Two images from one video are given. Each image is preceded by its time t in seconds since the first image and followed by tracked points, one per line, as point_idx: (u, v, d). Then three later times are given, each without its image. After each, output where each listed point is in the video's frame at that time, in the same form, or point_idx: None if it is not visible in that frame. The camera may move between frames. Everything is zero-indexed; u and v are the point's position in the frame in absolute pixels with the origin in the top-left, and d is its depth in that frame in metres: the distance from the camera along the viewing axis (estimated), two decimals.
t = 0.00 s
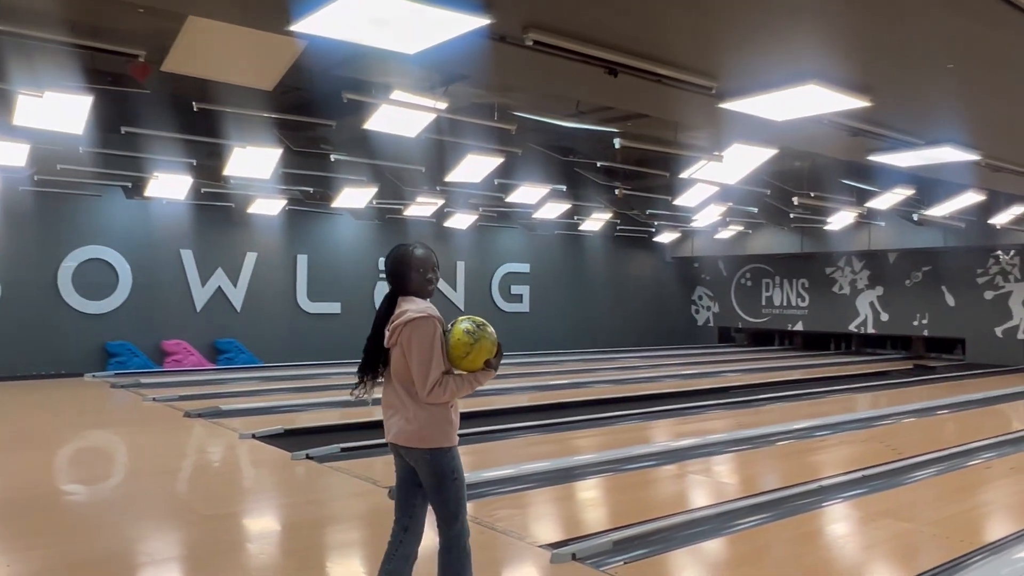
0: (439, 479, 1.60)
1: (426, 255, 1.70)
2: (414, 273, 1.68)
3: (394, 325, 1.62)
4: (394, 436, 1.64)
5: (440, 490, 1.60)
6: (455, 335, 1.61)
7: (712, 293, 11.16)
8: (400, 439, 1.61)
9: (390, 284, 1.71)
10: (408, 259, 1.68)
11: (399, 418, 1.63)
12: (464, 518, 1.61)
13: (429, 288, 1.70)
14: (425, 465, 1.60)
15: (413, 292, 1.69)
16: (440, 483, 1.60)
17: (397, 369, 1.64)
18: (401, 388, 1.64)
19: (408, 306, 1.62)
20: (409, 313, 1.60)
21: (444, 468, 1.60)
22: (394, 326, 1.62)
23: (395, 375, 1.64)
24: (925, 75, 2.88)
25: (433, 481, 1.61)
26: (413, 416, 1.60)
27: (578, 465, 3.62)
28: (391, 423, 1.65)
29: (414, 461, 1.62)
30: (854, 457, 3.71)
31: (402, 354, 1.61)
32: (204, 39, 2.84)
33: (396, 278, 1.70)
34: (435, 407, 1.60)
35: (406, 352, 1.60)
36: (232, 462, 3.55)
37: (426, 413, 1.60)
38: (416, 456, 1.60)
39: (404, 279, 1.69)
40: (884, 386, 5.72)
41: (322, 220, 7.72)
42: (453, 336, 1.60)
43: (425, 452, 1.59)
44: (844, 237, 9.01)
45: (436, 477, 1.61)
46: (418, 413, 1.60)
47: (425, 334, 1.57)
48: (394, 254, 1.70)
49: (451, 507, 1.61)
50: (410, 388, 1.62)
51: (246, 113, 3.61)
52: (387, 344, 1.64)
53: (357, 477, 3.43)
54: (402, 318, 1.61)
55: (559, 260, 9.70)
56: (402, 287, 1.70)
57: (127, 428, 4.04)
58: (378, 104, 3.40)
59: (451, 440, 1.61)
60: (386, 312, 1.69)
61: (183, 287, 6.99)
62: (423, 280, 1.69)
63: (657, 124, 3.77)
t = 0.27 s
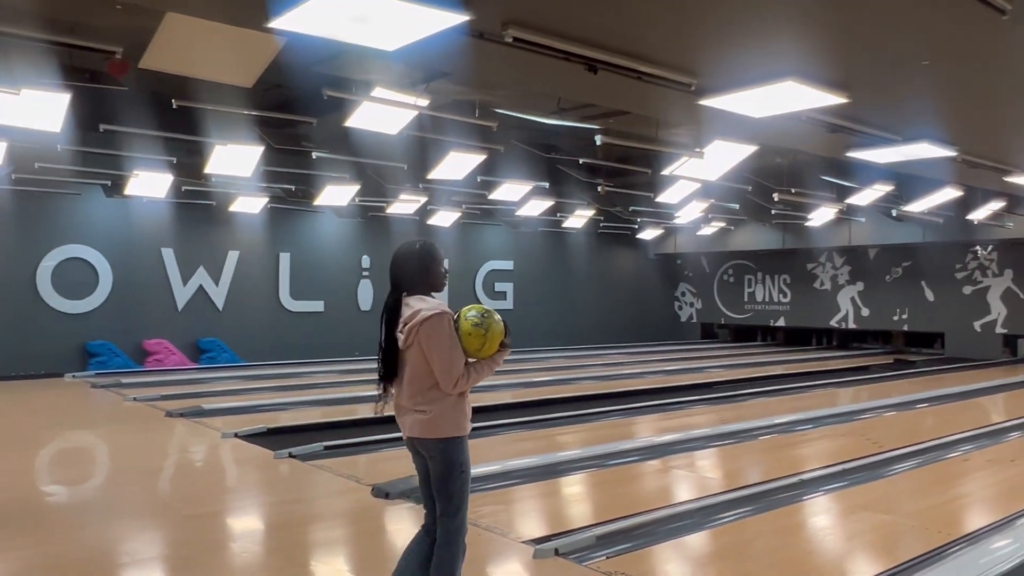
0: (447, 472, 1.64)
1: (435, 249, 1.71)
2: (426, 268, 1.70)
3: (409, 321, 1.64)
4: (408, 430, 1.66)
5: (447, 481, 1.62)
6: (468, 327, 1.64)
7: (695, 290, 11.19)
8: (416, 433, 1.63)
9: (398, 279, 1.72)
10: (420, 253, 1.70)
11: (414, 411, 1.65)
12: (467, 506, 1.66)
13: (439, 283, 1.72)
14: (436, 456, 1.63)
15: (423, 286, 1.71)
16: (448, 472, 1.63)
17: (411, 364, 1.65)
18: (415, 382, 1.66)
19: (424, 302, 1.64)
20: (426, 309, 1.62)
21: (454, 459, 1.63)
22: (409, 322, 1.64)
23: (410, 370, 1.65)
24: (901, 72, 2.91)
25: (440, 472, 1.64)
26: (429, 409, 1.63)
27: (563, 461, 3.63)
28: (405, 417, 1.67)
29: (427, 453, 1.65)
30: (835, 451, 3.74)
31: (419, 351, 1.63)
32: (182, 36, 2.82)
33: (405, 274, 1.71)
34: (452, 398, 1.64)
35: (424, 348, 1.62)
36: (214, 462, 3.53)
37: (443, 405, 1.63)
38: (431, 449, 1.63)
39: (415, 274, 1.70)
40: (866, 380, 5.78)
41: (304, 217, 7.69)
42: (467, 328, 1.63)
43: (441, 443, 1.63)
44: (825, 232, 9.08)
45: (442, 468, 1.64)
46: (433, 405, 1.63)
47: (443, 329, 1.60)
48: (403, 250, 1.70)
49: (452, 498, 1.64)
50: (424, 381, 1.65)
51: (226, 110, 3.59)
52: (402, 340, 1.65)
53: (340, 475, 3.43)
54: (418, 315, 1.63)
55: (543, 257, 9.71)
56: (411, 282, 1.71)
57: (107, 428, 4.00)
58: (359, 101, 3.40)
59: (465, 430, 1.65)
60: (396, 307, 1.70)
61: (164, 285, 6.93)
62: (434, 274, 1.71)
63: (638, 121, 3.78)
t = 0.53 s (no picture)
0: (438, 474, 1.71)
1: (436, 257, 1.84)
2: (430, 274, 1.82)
3: (424, 321, 1.73)
4: (419, 429, 1.71)
5: (440, 479, 1.70)
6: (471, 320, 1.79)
7: (669, 290, 11.25)
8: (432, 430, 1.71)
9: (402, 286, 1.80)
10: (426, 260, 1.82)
11: (424, 408, 1.72)
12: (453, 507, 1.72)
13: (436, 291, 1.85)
14: (435, 454, 1.71)
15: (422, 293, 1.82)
16: (442, 471, 1.71)
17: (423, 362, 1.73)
18: (425, 381, 1.74)
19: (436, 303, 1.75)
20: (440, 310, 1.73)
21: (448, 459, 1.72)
22: (422, 323, 1.73)
23: (420, 370, 1.73)
24: (866, 77, 2.96)
25: (433, 471, 1.72)
26: (441, 404, 1.73)
27: (538, 463, 3.64)
28: (414, 416, 1.73)
29: (428, 451, 1.72)
30: (807, 449, 3.79)
31: (435, 349, 1.72)
32: (150, 40, 2.78)
33: (409, 281, 1.81)
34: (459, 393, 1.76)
35: (440, 348, 1.72)
36: (186, 468, 3.49)
37: (453, 399, 1.74)
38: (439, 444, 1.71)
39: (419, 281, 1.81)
40: (838, 379, 5.85)
41: (277, 220, 7.63)
42: (471, 322, 1.78)
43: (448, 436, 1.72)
44: (796, 233, 9.18)
45: (436, 467, 1.71)
46: (443, 401, 1.73)
47: (458, 328, 1.72)
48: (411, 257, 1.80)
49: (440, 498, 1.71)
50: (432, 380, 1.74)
51: (196, 114, 3.56)
52: (416, 341, 1.72)
53: (314, 480, 3.41)
54: (430, 318, 1.73)
55: (518, 259, 9.72)
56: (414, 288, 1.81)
57: (75, 436, 3.94)
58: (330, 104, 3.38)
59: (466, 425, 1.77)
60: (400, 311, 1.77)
61: (135, 289, 6.85)
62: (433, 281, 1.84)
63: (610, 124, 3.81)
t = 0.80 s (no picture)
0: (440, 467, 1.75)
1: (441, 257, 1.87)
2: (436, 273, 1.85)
3: (435, 322, 1.76)
4: (433, 425, 1.76)
5: (442, 474, 1.73)
6: (478, 309, 1.81)
7: (650, 286, 11.30)
8: (447, 427, 1.75)
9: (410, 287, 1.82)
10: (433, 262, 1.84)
11: (438, 405, 1.77)
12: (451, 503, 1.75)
13: (440, 289, 1.88)
14: (439, 450, 1.75)
15: (428, 293, 1.85)
16: (443, 467, 1.74)
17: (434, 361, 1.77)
18: (437, 379, 1.78)
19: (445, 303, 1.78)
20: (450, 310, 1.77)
21: (450, 457, 1.75)
22: (433, 324, 1.76)
23: (433, 367, 1.77)
24: (841, 73, 2.98)
25: (435, 466, 1.75)
26: (454, 399, 1.78)
27: (520, 459, 3.64)
28: (427, 413, 1.77)
29: (433, 447, 1.76)
30: (788, 442, 3.82)
31: (448, 347, 1.77)
32: (125, 37, 2.75)
33: (416, 281, 1.83)
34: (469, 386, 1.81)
35: (453, 347, 1.76)
36: (166, 469, 3.46)
37: (465, 394, 1.80)
38: (450, 438, 1.76)
39: (425, 281, 1.84)
40: (817, 373, 5.91)
41: (257, 218, 7.58)
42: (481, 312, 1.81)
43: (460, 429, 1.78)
44: (774, 228, 9.25)
45: (439, 462, 1.75)
46: (456, 396, 1.78)
47: (470, 327, 1.77)
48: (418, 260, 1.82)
49: (439, 493, 1.74)
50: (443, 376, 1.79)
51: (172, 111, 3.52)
52: (429, 341, 1.76)
53: (295, 479, 3.40)
54: (441, 319, 1.76)
55: (500, 256, 9.72)
56: (420, 288, 1.84)
57: (51, 437, 3.90)
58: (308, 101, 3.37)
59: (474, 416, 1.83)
60: (408, 313, 1.80)
61: (112, 289, 6.78)
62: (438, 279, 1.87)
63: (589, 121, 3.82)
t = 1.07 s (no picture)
0: (441, 458, 1.79)
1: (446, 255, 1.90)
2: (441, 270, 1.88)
3: (437, 319, 1.79)
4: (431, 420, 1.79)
5: (443, 465, 1.78)
6: (504, 313, 1.95)
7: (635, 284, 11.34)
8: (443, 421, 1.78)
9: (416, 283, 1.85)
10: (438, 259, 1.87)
11: (437, 402, 1.80)
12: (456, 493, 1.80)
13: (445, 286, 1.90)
14: (438, 443, 1.79)
15: (434, 290, 1.88)
16: (443, 460, 1.78)
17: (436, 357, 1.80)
18: (439, 375, 1.81)
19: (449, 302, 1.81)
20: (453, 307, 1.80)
21: (449, 450, 1.79)
22: (436, 320, 1.79)
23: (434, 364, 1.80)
24: (823, 72, 3.00)
25: (435, 458, 1.80)
26: (451, 398, 1.80)
27: (507, 458, 3.64)
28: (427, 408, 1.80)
29: (432, 441, 1.79)
30: (773, 439, 3.84)
31: (449, 345, 1.79)
32: (105, 36, 2.72)
33: (423, 278, 1.86)
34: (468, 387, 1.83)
35: (453, 344, 1.79)
36: (150, 471, 3.44)
37: (465, 392, 1.82)
38: (448, 435, 1.79)
39: (429, 278, 1.86)
40: (802, 369, 5.95)
41: (241, 218, 7.54)
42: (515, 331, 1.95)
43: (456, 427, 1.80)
44: (759, 225, 9.30)
45: (439, 455, 1.79)
46: (454, 394, 1.80)
47: (470, 325, 1.79)
48: (424, 256, 1.85)
49: (442, 484, 1.78)
50: (443, 373, 1.81)
51: (154, 110, 3.49)
52: (432, 336, 1.79)
53: (280, 480, 3.38)
54: (443, 315, 1.78)
55: (485, 255, 9.72)
56: (426, 285, 1.86)
57: (33, 440, 3.86)
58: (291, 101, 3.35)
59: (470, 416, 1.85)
60: (413, 308, 1.83)
61: (94, 290, 6.72)
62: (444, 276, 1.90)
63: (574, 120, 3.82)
